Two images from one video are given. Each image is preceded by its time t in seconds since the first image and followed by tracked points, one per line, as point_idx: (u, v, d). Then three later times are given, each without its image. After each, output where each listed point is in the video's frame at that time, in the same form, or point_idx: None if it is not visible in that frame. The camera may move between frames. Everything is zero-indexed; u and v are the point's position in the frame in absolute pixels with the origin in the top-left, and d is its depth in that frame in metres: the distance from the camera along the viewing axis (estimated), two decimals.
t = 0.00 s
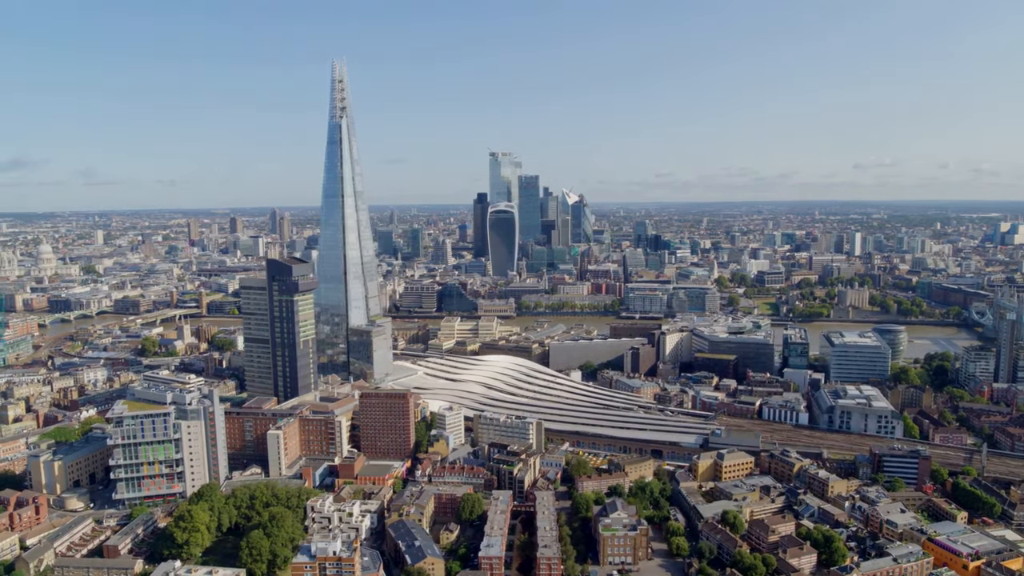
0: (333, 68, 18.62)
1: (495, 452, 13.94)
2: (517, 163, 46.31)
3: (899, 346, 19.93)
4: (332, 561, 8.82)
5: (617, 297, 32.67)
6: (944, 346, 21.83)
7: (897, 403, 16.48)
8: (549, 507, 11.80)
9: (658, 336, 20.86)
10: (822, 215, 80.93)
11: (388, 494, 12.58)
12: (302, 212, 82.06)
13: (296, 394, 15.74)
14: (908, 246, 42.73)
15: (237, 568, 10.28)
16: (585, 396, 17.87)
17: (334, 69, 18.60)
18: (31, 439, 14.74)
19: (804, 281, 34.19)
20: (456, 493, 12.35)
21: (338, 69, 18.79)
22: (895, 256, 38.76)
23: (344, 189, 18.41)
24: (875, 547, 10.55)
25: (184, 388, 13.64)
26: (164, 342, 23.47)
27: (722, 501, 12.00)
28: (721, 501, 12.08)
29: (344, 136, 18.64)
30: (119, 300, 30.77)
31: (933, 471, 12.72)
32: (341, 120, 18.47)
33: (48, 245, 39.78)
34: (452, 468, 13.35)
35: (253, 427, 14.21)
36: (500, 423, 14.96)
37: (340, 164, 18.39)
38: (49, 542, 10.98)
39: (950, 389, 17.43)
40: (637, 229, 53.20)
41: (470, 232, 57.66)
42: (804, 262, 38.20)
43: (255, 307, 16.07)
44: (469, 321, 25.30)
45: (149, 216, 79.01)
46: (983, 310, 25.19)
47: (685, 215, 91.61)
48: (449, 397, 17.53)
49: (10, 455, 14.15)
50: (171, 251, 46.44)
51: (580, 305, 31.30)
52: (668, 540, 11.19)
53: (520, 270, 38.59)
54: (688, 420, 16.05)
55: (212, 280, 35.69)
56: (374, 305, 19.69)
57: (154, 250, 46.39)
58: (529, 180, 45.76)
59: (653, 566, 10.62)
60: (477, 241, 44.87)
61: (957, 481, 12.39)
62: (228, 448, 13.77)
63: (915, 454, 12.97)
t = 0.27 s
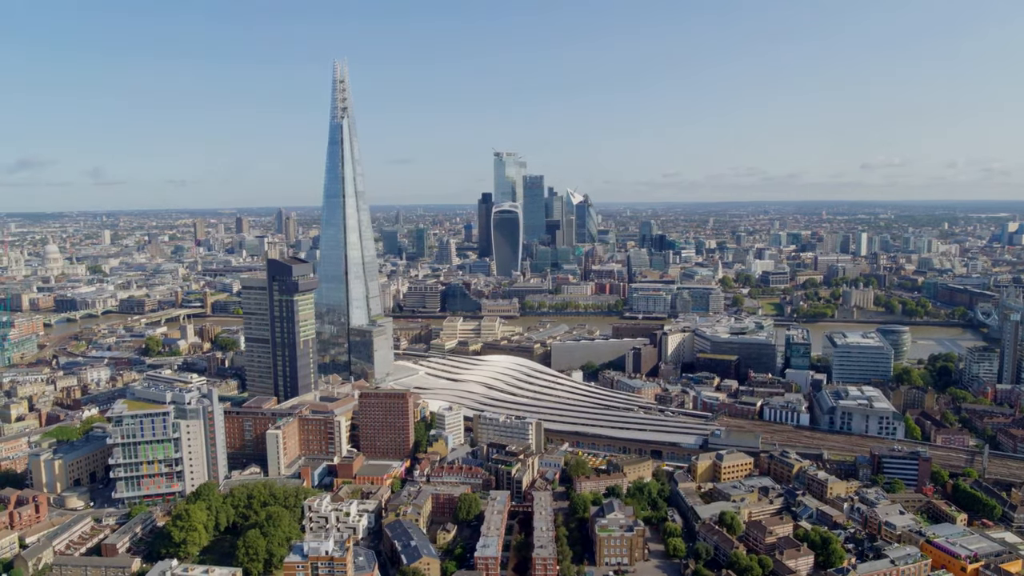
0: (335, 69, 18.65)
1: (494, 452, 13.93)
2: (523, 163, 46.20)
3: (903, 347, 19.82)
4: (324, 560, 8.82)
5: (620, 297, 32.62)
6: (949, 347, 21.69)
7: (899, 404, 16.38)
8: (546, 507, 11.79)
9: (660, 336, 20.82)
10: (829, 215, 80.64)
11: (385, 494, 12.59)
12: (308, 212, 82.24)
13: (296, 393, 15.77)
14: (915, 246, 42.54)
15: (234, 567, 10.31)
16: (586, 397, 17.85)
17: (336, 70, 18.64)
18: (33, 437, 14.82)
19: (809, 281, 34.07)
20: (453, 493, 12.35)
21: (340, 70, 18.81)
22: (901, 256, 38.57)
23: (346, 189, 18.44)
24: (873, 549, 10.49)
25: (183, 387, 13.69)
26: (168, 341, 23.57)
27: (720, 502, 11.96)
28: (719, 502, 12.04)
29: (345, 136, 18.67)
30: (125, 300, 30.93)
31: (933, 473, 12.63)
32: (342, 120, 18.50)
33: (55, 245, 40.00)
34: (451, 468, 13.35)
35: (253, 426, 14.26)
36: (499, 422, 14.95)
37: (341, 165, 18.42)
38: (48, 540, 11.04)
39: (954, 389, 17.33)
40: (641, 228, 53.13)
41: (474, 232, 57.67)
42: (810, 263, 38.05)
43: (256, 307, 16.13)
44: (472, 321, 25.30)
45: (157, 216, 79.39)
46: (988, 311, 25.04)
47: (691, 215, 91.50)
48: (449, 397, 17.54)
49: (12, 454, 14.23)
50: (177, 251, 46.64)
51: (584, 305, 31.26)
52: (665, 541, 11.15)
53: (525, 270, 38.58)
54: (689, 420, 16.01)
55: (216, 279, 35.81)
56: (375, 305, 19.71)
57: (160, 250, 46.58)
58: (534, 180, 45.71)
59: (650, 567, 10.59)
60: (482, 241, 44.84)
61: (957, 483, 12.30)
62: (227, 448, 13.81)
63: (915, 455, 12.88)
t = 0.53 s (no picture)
0: (336, 69, 18.68)
1: (492, 452, 13.93)
2: (527, 163, 46.05)
3: (906, 348, 19.73)
4: (317, 560, 8.84)
5: (624, 298, 32.58)
6: (952, 348, 21.57)
7: (901, 405, 16.31)
8: (543, 508, 11.77)
9: (662, 337, 20.77)
10: (836, 215, 80.29)
11: (383, 494, 12.60)
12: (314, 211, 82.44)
13: (296, 393, 15.80)
14: (921, 247, 42.33)
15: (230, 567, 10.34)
16: (587, 397, 17.83)
17: (337, 70, 18.67)
18: (35, 436, 14.90)
19: (813, 282, 33.93)
20: (451, 493, 12.35)
21: (341, 70, 18.85)
22: (906, 257, 38.38)
23: (347, 190, 18.46)
24: (871, 551, 10.44)
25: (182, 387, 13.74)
26: (171, 341, 23.66)
27: (718, 503, 11.92)
28: (717, 503, 12.00)
29: (346, 136, 18.70)
30: (130, 300, 31.07)
31: (934, 475, 12.56)
32: (343, 120, 18.53)
33: (61, 245, 40.21)
34: (449, 469, 13.35)
35: (252, 426, 14.30)
36: (498, 422, 14.96)
37: (343, 165, 18.45)
38: (47, 539, 11.09)
39: (957, 391, 17.24)
40: (646, 229, 53.04)
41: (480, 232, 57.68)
42: (815, 263, 37.92)
43: (256, 307, 16.17)
44: (474, 321, 25.31)
45: (164, 216, 79.74)
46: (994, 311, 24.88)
47: (697, 215, 91.28)
48: (449, 397, 17.55)
49: (14, 453, 14.32)
50: (183, 251, 46.83)
51: (587, 305, 31.23)
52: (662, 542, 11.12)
53: (529, 270, 38.57)
54: (689, 421, 15.97)
55: (221, 279, 35.92)
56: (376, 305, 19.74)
57: (167, 250, 46.78)
58: (539, 180, 45.61)
59: (646, 568, 10.57)
60: (486, 241, 44.82)
61: (957, 485, 12.23)
62: (226, 447, 13.85)
63: (915, 456, 12.82)
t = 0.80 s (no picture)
0: (338, 69, 18.72)
1: (491, 452, 13.93)
2: (531, 163, 45.94)
3: (909, 348, 19.63)
4: (311, 560, 8.88)
5: (628, 298, 32.53)
6: (957, 348, 21.45)
7: (903, 406, 16.23)
8: (541, 508, 11.77)
9: (664, 337, 20.73)
10: (842, 215, 79.98)
11: (382, 493, 12.62)
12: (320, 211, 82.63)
13: (296, 392, 15.85)
14: (927, 247, 42.12)
15: (228, 566, 10.37)
16: (587, 397, 17.81)
17: (339, 70, 18.70)
18: (37, 435, 14.98)
19: (818, 282, 33.80)
20: (449, 493, 12.35)
21: (343, 70, 18.87)
22: (912, 257, 38.18)
23: (348, 190, 18.49)
24: (869, 552, 10.39)
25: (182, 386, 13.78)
26: (174, 340, 23.74)
27: (716, 504, 11.88)
28: (715, 503, 11.97)
29: (348, 136, 18.72)
30: (135, 299, 31.21)
31: (934, 476, 12.49)
32: (345, 120, 18.56)
33: (67, 245, 40.41)
34: (448, 468, 13.36)
35: (252, 426, 14.33)
36: (498, 422, 14.96)
37: (344, 165, 18.48)
38: (46, 537, 11.14)
39: (960, 392, 17.14)
40: (651, 229, 52.96)
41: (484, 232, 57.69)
42: (820, 263, 37.77)
43: (257, 307, 16.22)
44: (476, 321, 25.31)
45: (170, 216, 80.08)
46: (999, 312, 24.74)
47: (703, 215, 91.06)
48: (449, 397, 17.56)
49: (17, 452, 14.40)
50: (189, 251, 47.01)
51: (591, 305, 31.20)
52: (660, 543, 11.10)
53: (533, 270, 38.56)
54: (689, 421, 15.94)
55: (226, 279, 36.04)
56: (378, 305, 19.76)
57: (172, 250, 46.97)
58: (543, 180, 45.56)
59: (643, 569, 10.55)
60: (490, 241, 44.82)
61: (958, 486, 12.16)
62: (226, 446, 13.88)
63: (916, 457, 12.75)
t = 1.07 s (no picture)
0: (340, 70, 18.75)
1: (490, 452, 13.94)
2: (536, 163, 46.07)
3: (912, 349, 19.52)
4: (304, 558, 8.91)
5: (631, 298, 32.48)
6: (961, 349, 21.34)
7: (905, 407, 16.14)
8: (538, 508, 11.76)
9: (666, 337, 20.69)
10: (850, 215, 79.67)
11: (380, 493, 12.65)
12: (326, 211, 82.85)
13: (296, 392, 15.89)
14: (934, 247, 41.90)
15: (224, 565, 10.40)
16: (588, 397, 17.79)
17: (341, 71, 18.74)
18: (39, 434, 15.07)
19: (823, 282, 33.66)
20: (447, 493, 12.36)
21: (344, 71, 18.90)
22: (919, 257, 37.97)
23: (349, 190, 18.52)
24: (867, 554, 10.34)
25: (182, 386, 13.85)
26: (178, 340, 23.84)
27: (714, 505, 11.85)
28: (713, 504, 11.93)
29: (349, 137, 18.75)
30: (140, 299, 31.37)
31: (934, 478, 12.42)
32: (346, 121, 18.59)
33: (74, 245, 40.66)
34: (446, 468, 13.38)
35: (252, 425, 14.39)
36: (497, 422, 14.96)
37: (345, 165, 18.51)
38: (45, 535, 11.20)
39: (963, 393, 17.04)
40: (656, 229, 52.86)
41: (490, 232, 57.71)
42: (825, 263, 37.62)
43: (258, 307, 16.27)
44: (479, 321, 25.31)
45: (178, 215, 80.47)
46: (1005, 313, 24.59)
47: (709, 215, 90.86)
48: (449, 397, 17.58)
49: (19, 450, 14.50)
50: (195, 250, 47.21)
51: (594, 305, 31.17)
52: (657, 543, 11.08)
53: (537, 270, 38.54)
54: (689, 422, 15.90)
55: (231, 279, 36.17)
56: (379, 305, 19.80)
57: (178, 250, 47.17)
58: (548, 180, 45.64)
59: (640, 569, 10.53)
60: (495, 241, 44.85)
61: (958, 488, 12.08)
62: (226, 446, 13.93)
63: (916, 459, 12.68)
